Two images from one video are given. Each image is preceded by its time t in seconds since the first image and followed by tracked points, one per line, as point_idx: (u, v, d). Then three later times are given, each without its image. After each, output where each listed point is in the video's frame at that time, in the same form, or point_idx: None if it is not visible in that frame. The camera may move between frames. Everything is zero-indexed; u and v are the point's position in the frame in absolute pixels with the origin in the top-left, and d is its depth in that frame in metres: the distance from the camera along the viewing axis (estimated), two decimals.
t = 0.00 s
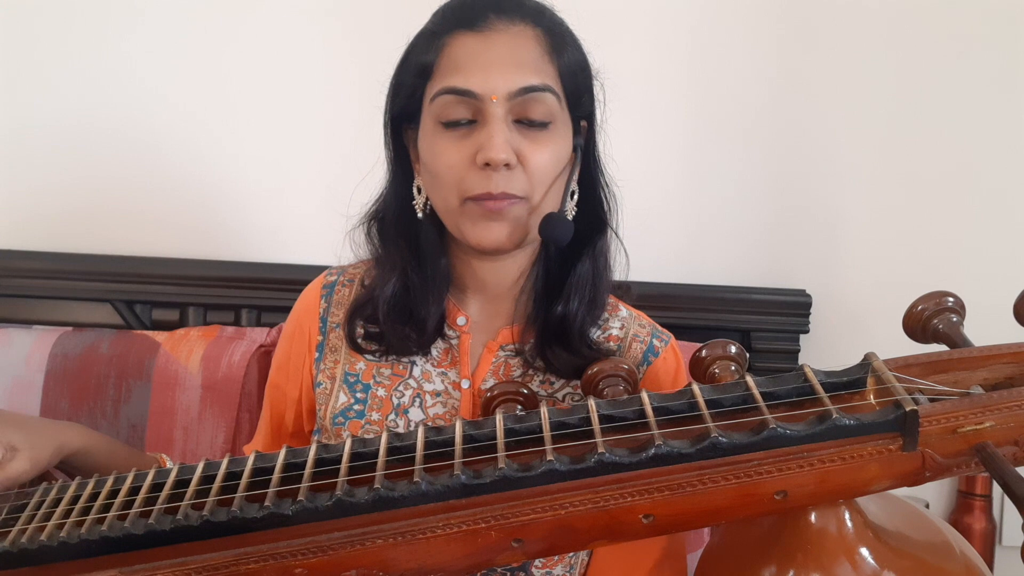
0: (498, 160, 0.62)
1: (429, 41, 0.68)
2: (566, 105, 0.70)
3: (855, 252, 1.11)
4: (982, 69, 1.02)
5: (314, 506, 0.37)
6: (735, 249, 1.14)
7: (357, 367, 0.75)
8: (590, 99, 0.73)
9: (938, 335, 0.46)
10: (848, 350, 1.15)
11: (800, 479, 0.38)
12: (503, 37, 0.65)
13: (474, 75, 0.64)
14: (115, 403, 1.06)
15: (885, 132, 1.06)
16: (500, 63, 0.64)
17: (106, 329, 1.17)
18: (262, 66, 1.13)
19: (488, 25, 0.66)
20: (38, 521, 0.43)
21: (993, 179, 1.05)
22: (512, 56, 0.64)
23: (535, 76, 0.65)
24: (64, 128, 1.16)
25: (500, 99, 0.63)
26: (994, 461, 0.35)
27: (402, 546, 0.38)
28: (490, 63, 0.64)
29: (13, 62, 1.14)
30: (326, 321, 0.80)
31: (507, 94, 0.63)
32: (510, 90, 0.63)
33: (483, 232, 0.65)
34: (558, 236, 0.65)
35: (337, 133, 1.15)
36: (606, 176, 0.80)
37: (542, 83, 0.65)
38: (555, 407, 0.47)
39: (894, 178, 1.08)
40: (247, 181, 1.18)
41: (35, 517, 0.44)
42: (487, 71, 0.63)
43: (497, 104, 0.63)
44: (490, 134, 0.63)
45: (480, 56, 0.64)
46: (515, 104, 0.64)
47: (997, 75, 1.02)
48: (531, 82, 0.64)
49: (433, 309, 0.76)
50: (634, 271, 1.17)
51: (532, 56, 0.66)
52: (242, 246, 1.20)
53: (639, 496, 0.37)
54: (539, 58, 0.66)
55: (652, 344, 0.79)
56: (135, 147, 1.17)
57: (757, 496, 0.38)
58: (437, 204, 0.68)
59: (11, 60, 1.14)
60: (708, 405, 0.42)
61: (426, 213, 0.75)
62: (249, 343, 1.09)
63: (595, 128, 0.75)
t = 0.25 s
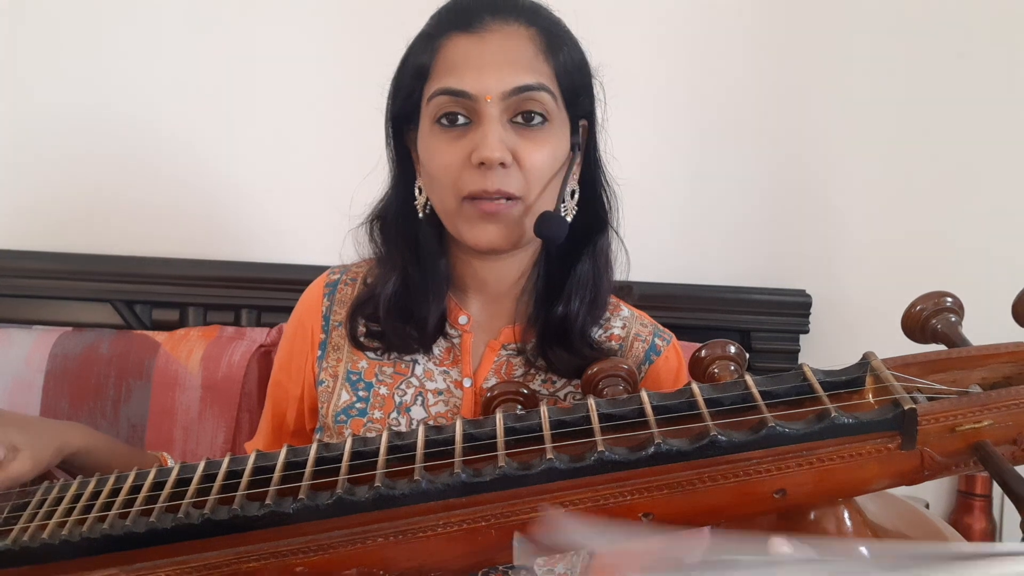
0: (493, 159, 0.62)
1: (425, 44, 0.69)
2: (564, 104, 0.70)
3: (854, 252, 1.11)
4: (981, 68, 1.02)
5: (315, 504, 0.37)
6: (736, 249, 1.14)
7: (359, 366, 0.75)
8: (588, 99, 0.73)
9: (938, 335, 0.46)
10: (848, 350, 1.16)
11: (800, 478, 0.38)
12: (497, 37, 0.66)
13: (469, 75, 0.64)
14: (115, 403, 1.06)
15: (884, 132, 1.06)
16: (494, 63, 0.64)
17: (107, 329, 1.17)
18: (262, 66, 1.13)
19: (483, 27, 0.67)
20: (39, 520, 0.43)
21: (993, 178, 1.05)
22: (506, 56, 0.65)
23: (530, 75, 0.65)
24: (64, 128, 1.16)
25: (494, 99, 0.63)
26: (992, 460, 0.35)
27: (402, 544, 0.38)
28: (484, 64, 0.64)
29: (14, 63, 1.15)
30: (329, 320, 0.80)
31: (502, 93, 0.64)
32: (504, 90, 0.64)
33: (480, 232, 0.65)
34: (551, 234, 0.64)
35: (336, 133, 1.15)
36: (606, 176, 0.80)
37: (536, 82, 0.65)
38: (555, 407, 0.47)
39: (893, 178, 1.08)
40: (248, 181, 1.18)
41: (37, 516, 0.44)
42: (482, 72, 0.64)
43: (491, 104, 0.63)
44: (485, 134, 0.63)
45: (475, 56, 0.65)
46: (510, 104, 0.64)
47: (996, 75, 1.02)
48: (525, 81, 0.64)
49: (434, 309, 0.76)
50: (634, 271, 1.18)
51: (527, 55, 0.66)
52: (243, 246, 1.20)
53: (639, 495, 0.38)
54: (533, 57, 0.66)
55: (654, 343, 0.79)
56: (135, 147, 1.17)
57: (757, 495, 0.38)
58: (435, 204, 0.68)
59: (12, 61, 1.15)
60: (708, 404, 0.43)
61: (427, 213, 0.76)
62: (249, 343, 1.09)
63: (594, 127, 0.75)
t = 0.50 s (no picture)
0: (504, 158, 0.62)
1: (440, 44, 0.70)
2: (576, 107, 0.70)
3: (854, 252, 1.11)
4: (982, 68, 1.02)
5: (316, 502, 0.37)
6: (736, 249, 1.14)
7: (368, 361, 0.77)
8: (600, 102, 0.73)
9: (936, 335, 0.47)
10: (847, 349, 1.16)
11: (799, 475, 0.38)
12: (512, 38, 0.66)
13: (482, 75, 0.64)
14: (115, 402, 1.06)
15: (884, 132, 1.07)
16: (507, 63, 0.65)
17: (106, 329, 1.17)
18: (264, 66, 1.13)
19: (497, 27, 0.68)
20: (42, 517, 0.43)
21: (992, 178, 1.05)
22: (520, 57, 0.65)
23: (542, 76, 0.65)
24: (65, 128, 1.16)
25: (506, 99, 0.64)
26: (990, 457, 0.35)
27: (402, 542, 0.38)
28: (497, 64, 0.64)
29: (15, 63, 1.15)
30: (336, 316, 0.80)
31: (514, 94, 0.64)
32: (516, 90, 0.64)
33: (488, 229, 0.65)
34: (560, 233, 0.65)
35: (337, 134, 1.16)
36: (616, 179, 0.81)
37: (549, 84, 0.65)
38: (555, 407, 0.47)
39: (893, 178, 1.08)
40: (247, 181, 1.18)
41: (38, 513, 0.44)
42: (494, 72, 0.64)
43: (503, 104, 0.64)
44: (497, 133, 0.63)
45: (488, 57, 0.65)
46: (522, 104, 0.64)
47: (997, 75, 1.02)
48: (538, 82, 0.64)
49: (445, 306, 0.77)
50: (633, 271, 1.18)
51: (540, 57, 0.67)
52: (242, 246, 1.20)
53: (640, 492, 0.38)
54: (546, 59, 0.67)
55: (659, 344, 0.79)
56: (135, 146, 1.17)
57: (756, 493, 0.38)
58: (444, 202, 0.68)
59: (14, 61, 1.15)
60: (707, 403, 0.43)
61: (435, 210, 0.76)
62: (249, 343, 1.09)
63: (605, 132, 0.75)
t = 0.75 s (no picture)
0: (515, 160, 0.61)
1: (459, 42, 0.71)
2: (591, 111, 0.70)
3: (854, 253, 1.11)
4: (984, 69, 1.02)
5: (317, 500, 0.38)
6: (737, 249, 1.13)
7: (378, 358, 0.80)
8: (615, 108, 0.74)
9: (936, 335, 0.47)
10: (847, 350, 1.16)
11: (798, 475, 0.38)
12: (531, 41, 0.67)
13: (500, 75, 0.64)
14: (115, 402, 1.06)
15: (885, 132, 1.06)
16: (524, 67, 0.65)
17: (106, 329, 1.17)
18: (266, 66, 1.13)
19: (516, 28, 0.68)
20: (44, 515, 0.44)
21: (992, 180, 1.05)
22: (538, 61, 0.66)
23: (558, 80, 0.65)
24: (60, 128, 1.15)
25: (522, 100, 0.63)
26: (990, 456, 0.35)
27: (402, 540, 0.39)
28: (515, 67, 0.65)
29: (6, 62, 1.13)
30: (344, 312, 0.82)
31: (529, 95, 0.63)
32: (533, 92, 0.64)
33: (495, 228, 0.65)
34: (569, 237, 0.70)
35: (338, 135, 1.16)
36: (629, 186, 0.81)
37: (564, 87, 0.65)
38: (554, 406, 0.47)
39: (893, 179, 1.08)
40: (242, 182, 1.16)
41: (39, 513, 0.44)
42: (512, 74, 0.64)
43: (518, 105, 0.63)
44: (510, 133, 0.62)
45: (507, 59, 0.65)
46: (536, 106, 0.64)
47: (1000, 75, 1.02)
48: (554, 86, 0.65)
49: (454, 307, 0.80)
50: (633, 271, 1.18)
51: (556, 60, 0.67)
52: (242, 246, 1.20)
53: (639, 491, 0.38)
54: (562, 63, 0.67)
55: (663, 347, 0.80)
56: (132, 144, 1.15)
57: (755, 492, 0.38)
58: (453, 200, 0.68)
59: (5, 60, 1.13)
60: (707, 402, 0.43)
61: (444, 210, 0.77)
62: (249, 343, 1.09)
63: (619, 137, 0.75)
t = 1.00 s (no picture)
0: (521, 160, 0.62)
1: (468, 41, 0.69)
2: (598, 116, 0.70)
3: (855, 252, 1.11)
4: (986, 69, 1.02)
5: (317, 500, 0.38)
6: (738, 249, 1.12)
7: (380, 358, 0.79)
8: (623, 112, 0.74)
9: (936, 334, 0.47)
10: (847, 350, 1.16)
11: (798, 475, 0.38)
12: (541, 42, 0.66)
13: (508, 76, 0.64)
14: (115, 403, 1.06)
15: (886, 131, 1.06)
16: (534, 68, 0.65)
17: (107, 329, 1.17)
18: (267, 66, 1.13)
19: (527, 29, 0.67)
20: (42, 517, 0.43)
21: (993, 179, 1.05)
22: (548, 63, 0.65)
23: (567, 83, 0.65)
24: (57, 127, 1.14)
25: (529, 101, 0.64)
26: (990, 456, 0.35)
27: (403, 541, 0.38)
28: (525, 68, 0.65)
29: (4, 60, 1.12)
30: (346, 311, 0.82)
31: (537, 97, 0.64)
32: (540, 94, 0.64)
33: (500, 227, 0.66)
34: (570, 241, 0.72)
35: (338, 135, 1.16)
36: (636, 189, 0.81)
37: (573, 91, 0.66)
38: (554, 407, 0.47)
39: (894, 178, 1.08)
40: (240, 183, 1.14)
41: (39, 513, 0.44)
42: (521, 75, 0.64)
43: (526, 106, 0.64)
44: (517, 134, 0.63)
45: (517, 60, 0.65)
46: (544, 108, 0.64)
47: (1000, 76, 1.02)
48: (562, 88, 0.65)
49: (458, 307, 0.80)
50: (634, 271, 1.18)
51: (566, 63, 0.67)
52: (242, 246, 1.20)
53: (640, 492, 0.38)
54: (573, 66, 0.67)
55: (665, 349, 0.79)
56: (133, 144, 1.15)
57: (756, 492, 0.38)
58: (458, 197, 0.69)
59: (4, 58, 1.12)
60: (707, 402, 0.43)
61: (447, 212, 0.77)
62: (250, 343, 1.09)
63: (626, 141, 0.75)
